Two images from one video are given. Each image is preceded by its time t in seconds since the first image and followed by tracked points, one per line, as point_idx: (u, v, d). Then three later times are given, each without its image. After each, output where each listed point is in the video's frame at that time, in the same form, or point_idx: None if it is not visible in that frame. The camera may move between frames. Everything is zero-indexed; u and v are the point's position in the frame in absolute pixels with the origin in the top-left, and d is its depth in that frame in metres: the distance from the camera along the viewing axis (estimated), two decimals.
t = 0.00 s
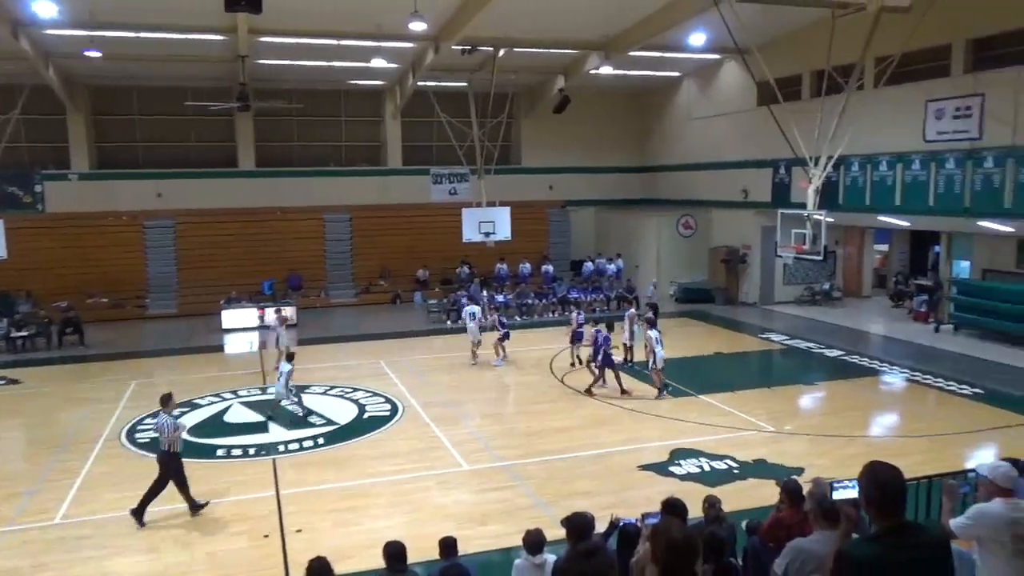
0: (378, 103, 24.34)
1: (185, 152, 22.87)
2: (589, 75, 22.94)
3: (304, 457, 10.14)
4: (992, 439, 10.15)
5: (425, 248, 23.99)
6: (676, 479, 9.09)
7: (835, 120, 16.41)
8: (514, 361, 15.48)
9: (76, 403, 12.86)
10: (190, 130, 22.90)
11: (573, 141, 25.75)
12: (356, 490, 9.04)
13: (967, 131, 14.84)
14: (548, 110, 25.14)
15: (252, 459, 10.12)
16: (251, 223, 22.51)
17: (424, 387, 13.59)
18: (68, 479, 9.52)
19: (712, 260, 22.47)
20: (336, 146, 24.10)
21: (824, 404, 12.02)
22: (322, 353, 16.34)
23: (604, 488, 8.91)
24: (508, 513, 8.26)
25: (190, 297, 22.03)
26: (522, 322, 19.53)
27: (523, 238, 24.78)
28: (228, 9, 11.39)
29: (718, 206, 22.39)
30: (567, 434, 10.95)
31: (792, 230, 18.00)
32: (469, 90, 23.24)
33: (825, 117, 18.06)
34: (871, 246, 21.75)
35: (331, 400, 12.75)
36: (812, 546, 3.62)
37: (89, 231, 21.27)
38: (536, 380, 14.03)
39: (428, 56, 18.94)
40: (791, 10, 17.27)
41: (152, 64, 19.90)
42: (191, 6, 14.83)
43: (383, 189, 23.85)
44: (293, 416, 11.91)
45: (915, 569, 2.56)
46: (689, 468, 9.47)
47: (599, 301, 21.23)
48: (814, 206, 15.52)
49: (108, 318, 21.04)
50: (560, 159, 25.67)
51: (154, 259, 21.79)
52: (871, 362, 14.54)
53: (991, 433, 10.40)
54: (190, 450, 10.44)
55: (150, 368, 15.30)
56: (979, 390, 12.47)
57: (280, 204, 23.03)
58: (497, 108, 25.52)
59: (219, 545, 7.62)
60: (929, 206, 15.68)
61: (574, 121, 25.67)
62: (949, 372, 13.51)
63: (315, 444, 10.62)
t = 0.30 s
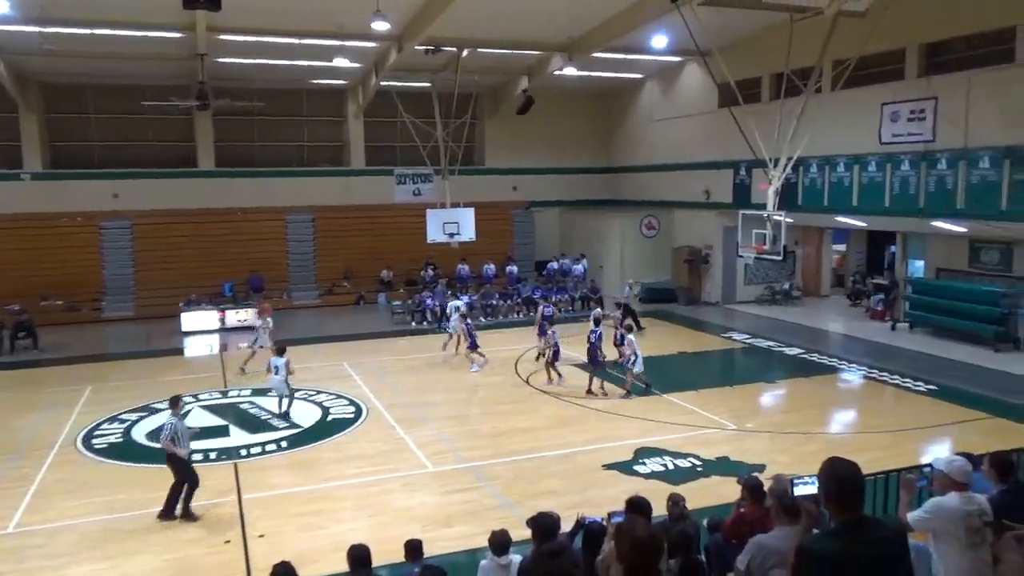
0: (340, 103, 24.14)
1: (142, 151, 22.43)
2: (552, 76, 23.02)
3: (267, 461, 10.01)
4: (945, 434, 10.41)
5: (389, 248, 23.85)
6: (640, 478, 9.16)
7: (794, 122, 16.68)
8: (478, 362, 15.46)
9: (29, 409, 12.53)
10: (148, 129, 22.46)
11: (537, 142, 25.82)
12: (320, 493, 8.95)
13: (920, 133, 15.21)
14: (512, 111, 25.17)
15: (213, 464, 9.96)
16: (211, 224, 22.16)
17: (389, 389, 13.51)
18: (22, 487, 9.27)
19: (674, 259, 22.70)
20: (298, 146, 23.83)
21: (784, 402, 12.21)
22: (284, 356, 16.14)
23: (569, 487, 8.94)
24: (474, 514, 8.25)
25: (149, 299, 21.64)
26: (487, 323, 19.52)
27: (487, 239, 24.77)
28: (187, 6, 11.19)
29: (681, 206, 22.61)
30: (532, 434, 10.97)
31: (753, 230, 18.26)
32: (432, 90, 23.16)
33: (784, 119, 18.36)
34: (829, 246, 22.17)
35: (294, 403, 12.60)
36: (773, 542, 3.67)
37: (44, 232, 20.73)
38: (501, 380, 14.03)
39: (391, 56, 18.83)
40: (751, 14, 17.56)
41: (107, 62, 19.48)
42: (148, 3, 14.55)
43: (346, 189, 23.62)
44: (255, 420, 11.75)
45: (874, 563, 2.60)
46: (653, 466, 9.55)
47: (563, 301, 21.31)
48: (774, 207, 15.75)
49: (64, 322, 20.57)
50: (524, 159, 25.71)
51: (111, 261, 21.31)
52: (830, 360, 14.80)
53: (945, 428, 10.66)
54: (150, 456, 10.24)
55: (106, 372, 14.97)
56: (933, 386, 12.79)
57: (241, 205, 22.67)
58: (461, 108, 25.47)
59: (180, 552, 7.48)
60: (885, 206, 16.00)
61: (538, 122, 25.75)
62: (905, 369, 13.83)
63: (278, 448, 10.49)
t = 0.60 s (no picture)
0: (315, 103, 23.95)
1: (112, 152, 22.08)
2: (527, 77, 23.03)
3: (241, 465, 9.90)
4: (916, 430, 10.57)
5: (364, 249, 23.73)
6: (618, 477, 9.19)
7: (767, 123, 16.83)
8: (455, 363, 15.42)
9: None
10: (118, 129, 22.12)
11: (513, 143, 25.82)
12: (296, 496, 8.87)
13: (890, 134, 15.43)
14: (487, 112, 25.13)
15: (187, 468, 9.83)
16: (184, 226, 21.91)
17: (365, 390, 13.43)
18: None
19: (650, 260, 22.81)
20: (272, 146, 23.60)
21: (759, 400, 12.33)
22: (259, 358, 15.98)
23: (546, 487, 8.94)
24: (452, 516, 8.22)
25: (120, 302, 21.35)
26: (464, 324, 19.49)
27: (463, 239, 24.75)
28: (158, 5, 11.03)
29: (656, 207, 22.73)
30: (509, 434, 10.97)
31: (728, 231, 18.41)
32: (407, 90, 23.06)
33: (758, 120, 18.52)
34: (802, 246, 22.40)
35: (269, 406, 12.49)
36: (748, 539, 3.70)
37: (11, 234, 20.35)
38: (478, 381, 14.01)
39: (366, 56, 18.72)
40: (724, 16, 17.70)
41: (76, 61, 19.15)
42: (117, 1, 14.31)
43: (322, 189, 23.38)
44: (230, 423, 11.61)
45: (848, 555, 2.63)
46: (630, 466, 9.59)
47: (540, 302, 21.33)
48: (748, 207, 15.87)
49: (33, 325, 20.33)
50: (500, 159, 25.68)
51: (81, 263, 20.97)
52: (803, 359, 14.96)
53: (915, 425, 10.83)
54: (121, 460, 10.09)
55: (76, 376, 14.71)
56: (904, 383, 12.99)
57: (215, 206, 22.40)
58: (436, 109, 25.39)
59: (153, 557, 7.37)
60: (857, 206, 16.19)
61: (514, 123, 25.74)
62: (877, 367, 14.02)
63: (253, 451, 10.38)
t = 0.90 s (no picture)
0: (290, 103, 23.77)
1: (83, 152, 21.73)
2: (504, 77, 23.02)
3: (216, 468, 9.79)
4: (889, 427, 10.70)
5: (341, 250, 23.62)
6: (595, 476, 9.22)
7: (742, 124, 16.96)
8: (432, 364, 15.37)
9: None
10: (89, 129, 21.78)
11: (490, 143, 25.79)
12: (272, 499, 8.79)
13: (862, 135, 15.59)
14: (463, 112, 25.09)
15: (161, 472, 9.71)
16: (157, 227, 21.67)
17: (342, 392, 13.35)
18: None
19: (627, 259, 22.91)
20: (247, 147, 23.37)
21: (735, 399, 12.41)
22: (233, 360, 15.82)
23: (524, 488, 8.94)
24: (430, 517, 8.19)
25: (92, 304, 21.05)
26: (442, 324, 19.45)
27: (440, 240, 24.71)
28: (130, 4, 10.87)
29: (633, 207, 22.84)
30: (486, 435, 10.96)
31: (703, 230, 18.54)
32: (383, 90, 22.95)
33: (733, 120, 18.66)
34: (777, 245, 22.61)
35: (244, 408, 12.37)
36: (725, 537, 3.71)
37: None
38: (455, 382, 13.98)
39: (341, 56, 18.59)
40: (700, 17, 17.82)
41: (46, 60, 18.84)
42: None
43: (298, 189, 23.17)
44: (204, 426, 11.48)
45: (824, 552, 2.65)
46: (607, 465, 9.62)
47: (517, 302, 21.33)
48: (723, 207, 15.99)
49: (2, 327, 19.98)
50: (477, 160, 25.65)
51: (51, 265, 20.65)
52: (779, 357, 15.10)
53: (889, 422, 10.96)
54: (94, 465, 9.93)
55: (46, 379, 14.47)
56: (878, 380, 13.16)
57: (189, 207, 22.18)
58: (413, 109, 25.31)
59: (126, 563, 7.26)
60: (830, 206, 16.37)
61: (491, 123, 25.72)
62: (851, 365, 14.19)
63: (228, 454, 10.27)
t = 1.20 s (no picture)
0: (266, 103, 23.58)
1: (54, 152, 21.37)
2: (482, 77, 22.99)
3: (191, 472, 9.67)
4: (864, 425, 10.82)
5: (318, 251, 23.48)
6: (575, 476, 9.23)
7: (718, 125, 17.08)
8: (410, 365, 15.31)
9: None
10: (61, 129, 21.44)
11: (468, 143, 25.76)
12: (249, 502, 8.70)
13: (837, 135, 15.73)
14: (441, 112, 25.03)
15: (135, 476, 9.58)
16: (131, 228, 21.39)
17: (319, 393, 13.26)
18: None
19: (605, 260, 22.99)
20: (222, 147, 23.12)
21: (713, 398, 12.49)
22: (209, 362, 15.65)
23: (504, 488, 8.93)
24: (409, 518, 8.16)
25: (64, 307, 20.68)
26: (420, 325, 19.40)
27: (418, 241, 24.63)
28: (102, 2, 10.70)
29: (611, 207, 22.93)
30: (465, 435, 10.93)
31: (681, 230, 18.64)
32: (360, 90, 22.85)
33: (710, 121, 18.79)
34: (753, 245, 22.80)
35: (220, 411, 12.24)
36: (704, 534, 3.73)
37: None
38: (434, 382, 13.94)
39: (318, 56, 18.46)
40: (677, 18, 17.91)
41: (16, 58, 18.53)
42: None
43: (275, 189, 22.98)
44: (180, 429, 11.34)
45: (801, 548, 2.67)
46: (587, 464, 9.64)
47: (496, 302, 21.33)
48: (701, 207, 16.08)
49: None
50: (455, 160, 25.59)
51: (22, 267, 20.29)
52: (756, 356, 15.22)
53: (864, 419, 11.09)
54: (66, 470, 9.77)
55: (17, 383, 14.21)
56: (853, 378, 13.32)
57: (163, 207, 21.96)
58: (390, 110, 25.22)
59: (100, 569, 7.15)
60: (806, 206, 16.53)
61: (469, 123, 25.69)
62: (826, 363, 14.34)
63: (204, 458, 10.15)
